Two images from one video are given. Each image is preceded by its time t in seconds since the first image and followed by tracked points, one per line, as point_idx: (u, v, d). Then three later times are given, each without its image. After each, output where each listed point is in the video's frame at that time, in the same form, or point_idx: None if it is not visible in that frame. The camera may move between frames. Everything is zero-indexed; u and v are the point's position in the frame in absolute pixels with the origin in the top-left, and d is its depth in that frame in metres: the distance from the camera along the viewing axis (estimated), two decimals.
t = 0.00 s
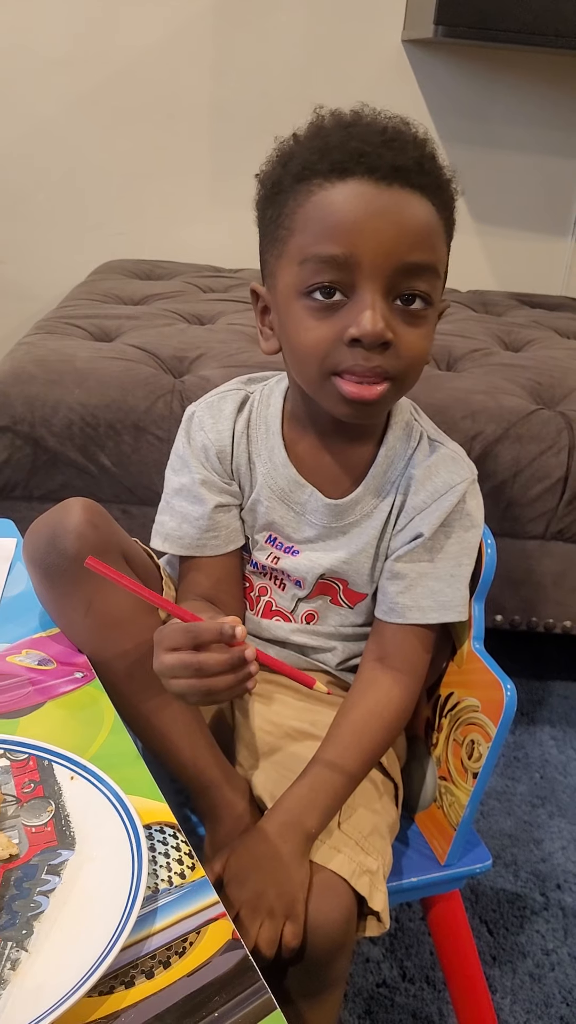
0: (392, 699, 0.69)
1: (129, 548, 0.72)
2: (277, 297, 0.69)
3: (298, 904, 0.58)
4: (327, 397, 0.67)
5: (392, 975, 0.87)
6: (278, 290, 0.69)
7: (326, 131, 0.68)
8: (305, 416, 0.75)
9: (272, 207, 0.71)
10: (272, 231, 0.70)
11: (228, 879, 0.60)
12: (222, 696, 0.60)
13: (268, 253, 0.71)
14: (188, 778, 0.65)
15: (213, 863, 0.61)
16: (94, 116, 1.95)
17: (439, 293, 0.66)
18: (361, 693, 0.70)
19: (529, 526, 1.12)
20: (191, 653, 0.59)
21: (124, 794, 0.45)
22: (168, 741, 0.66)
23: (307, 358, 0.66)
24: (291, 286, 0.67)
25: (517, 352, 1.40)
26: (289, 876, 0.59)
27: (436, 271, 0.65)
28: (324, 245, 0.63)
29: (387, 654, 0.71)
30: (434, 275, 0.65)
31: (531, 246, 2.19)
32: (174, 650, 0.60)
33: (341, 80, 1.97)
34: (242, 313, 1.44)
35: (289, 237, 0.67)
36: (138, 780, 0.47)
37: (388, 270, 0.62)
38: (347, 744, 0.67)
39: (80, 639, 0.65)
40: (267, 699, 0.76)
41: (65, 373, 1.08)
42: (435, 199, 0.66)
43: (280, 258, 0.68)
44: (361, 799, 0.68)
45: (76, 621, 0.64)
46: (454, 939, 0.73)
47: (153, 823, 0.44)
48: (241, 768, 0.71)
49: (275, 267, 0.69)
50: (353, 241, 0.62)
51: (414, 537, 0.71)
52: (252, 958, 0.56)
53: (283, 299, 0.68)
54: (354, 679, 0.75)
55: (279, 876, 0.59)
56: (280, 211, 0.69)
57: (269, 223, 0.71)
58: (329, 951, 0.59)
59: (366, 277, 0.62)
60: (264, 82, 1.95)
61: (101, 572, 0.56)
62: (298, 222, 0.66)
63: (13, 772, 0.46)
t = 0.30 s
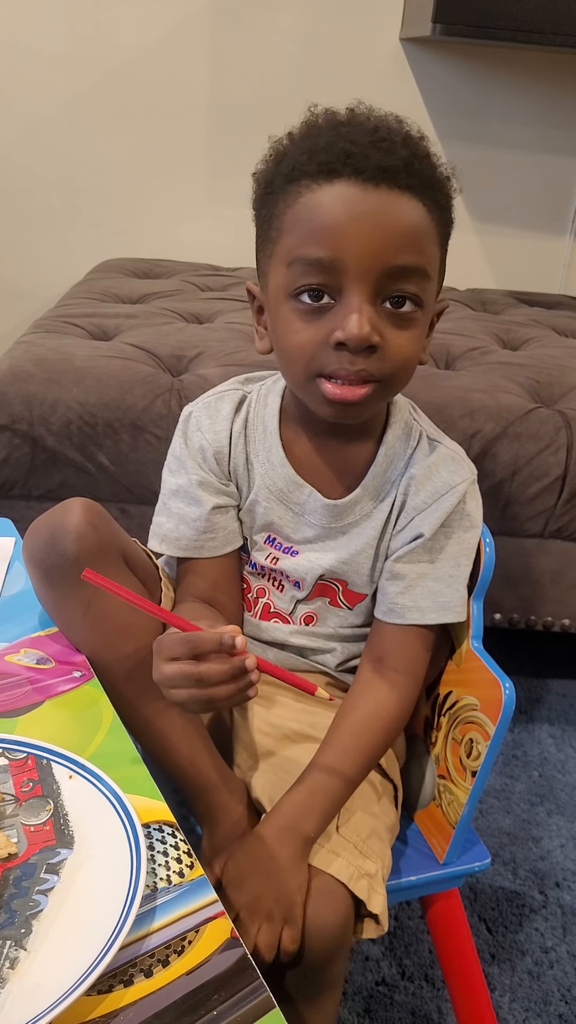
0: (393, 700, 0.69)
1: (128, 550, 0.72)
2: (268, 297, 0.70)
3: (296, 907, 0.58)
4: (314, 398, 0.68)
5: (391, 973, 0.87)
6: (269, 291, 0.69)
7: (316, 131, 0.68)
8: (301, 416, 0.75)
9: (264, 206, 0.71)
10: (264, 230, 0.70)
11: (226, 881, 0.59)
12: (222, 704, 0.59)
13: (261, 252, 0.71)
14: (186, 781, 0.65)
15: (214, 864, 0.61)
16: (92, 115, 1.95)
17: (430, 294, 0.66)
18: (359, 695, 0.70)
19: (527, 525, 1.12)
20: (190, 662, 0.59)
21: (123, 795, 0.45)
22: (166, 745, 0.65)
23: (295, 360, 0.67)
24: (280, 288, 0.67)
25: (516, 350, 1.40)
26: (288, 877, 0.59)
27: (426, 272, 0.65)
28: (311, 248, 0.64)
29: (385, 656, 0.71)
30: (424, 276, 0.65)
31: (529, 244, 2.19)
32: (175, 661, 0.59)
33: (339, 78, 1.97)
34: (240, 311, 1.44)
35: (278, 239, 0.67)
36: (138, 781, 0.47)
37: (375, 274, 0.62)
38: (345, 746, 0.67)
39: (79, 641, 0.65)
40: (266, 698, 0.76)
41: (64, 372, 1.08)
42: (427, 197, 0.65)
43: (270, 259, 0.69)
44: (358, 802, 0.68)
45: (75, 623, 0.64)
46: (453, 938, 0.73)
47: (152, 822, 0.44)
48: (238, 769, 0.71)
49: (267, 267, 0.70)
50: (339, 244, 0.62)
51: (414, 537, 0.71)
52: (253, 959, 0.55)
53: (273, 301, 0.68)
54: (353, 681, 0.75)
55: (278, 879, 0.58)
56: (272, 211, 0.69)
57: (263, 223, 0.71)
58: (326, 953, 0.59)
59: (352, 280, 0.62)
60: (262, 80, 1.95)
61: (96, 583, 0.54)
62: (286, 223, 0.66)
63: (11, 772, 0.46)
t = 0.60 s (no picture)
0: (391, 698, 0.69)
1: (126, 544, 0.72)
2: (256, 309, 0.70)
3: (299, 910, 0.58)
4: (296, 416, 0.69)
5: (391, 971, 0.87)
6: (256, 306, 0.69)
7: (299, 141, 0.65)
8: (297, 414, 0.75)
9: (252, 212, 0.69)
10: (253, 236, 0.70)
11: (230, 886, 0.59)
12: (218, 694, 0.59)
13: (250, 255, 0.70)
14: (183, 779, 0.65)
15: (215, 870, 0.61)
16: (90, 113, 1.95)
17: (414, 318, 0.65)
18: (358, 692, 0.70)
19: (526, 523, 1.12)
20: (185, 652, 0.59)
21: (121, 792, 0.45)
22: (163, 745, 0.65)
23: (278, 380, 0.68)
24: (264, 307, 0.67)
25: (514, 348, 1.40)
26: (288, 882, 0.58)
27: (409, 298, 0.64)
28: (289, 281, 0.63)
29: (382, 654, 0.71)
30: (406, 303, 0.63)
31: (527, 242, 2.19)
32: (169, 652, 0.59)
33: (337, 77, 1.96)
34: (239, 310, 1.44)
35: (262, 259, 0.67)
36: (137, 779, 0.47)
37: (353, 311, 0.62)
38: (342, 742, 0.67)
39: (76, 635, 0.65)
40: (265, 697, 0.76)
41: (62, 371, 1.08)
42: (410, 222, 0.62)
43: (257, 273, 0.68)
44: (358, 801, 0.68)
45: (71, 616, 0.64)
46: (452, 936, 0.73)
47: (151, 821, 0.44)
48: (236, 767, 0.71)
49: (255, 274, 0.69)
50: (316, 283, 0.62)
51: (409, 531, 0.71)
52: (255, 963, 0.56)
53: (259, 318, 0.69)
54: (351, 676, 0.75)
55: (279, 882, 0.58)
56: (258, 221, 0.68)
57: (252, 229, 0.70)
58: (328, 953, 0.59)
59: (332, 316, 0.62)
60: (260, 77, 1.94)
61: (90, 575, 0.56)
62: (268, 246, 0.65)
63: (10, 771, 0.45)
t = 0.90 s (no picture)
0: (390, 701, 0.69)
1: (127, 547, 0.72)
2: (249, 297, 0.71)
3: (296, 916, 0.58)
4: (284, 404, 0.69)
5: (391, 970, 0.87)
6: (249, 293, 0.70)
7: (292, 133, 0.66)
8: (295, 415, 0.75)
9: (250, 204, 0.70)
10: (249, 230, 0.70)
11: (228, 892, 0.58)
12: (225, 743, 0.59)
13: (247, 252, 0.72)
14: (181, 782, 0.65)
15: (215, 870, 0.60)
16: (88, 112, 1.94)
17: (401, 301, 0.64)
18: (357, 695, 0.70)
19: (525, 522, 1.12)
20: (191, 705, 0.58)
21: (121, 793, 0.45)
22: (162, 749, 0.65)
23: (266, 364, 0.68)
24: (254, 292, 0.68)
25: (513, 347, 1.39)
26: (282, 890, 0.58)
27: (394, 281, 0.63)
28: (275, 259, 0.63)
29: (380, 658, 0.71)
30: (391, 285, 0.63)
31: (525, 241, 2.19)
32: (176, 705, 0.59)
33: (334, 75, 1.96)
34: (238, 310, 1.44)
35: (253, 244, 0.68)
36: (137, 780, 0.47)
37: (336, 286, 0.62)
38: (342, 748, 0.67)
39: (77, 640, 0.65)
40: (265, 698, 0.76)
41: (61, 370, 1.08)
42: (397, 203, 0.63)
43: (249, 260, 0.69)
44: (358, 805, 0.68)
45: (72, 621, 0.64)
46: (453, 936, 0.73)
47: (151, 821, 0.44)
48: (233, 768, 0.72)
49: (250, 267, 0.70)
50: (300, 258, 0.62)
51: (409, 536, 0.71)
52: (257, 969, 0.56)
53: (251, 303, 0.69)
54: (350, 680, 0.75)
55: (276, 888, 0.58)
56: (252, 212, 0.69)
57: (252, 226, 0.71)
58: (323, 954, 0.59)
59: (315, 291, 0.62)
60: (258, 76, 1.94)
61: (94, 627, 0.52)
62: (259, 229, 0.66)
63: (10, 772, 0.45)
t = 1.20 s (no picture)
0: (387, 702, 0.69)
1: (126, 550, 0.72)
2: (250, 291, 0.70)
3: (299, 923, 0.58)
4: (293, 386, 0.68)
5: (390, 971, 0.87)
6: (250, 286, 0.70)
7: (291, 127, 0.68)
8: (293, 414, 0.75)
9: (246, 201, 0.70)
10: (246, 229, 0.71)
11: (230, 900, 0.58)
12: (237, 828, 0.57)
13: (244, 253, 0.72)
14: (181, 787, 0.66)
15: (215, 878, 0.60)
16: (85, 113, 1.94)
17: (407, 278, 0.66)
18: (357, 697, 0.70)
19: (522, 522, 1.12)
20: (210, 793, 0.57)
21: (119, 795, 0.45)
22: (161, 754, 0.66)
23: (274, 346, 0.67)
24: (258, 279, 0.68)
25: (510, 347, 1.40)
26: (288, 897, 0.58)
27: (402, 255, 0.65)
28: (284, 235, 0.64)
29: (377, 659, 0.71)
30: (400, 259, 0.64)
31: (523, 241, 2.19)
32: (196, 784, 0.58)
33: (332, 75, 1.96)
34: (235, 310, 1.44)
35: (256, 232, 0.68)
36: (135, 781, 0.47)
37: (349, 256, 0.62)
38: (341, 753, 0.66)
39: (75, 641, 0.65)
40: (263, 701, 0.76)
41: (59, 371, 1.08)
42: (399, 183, 0.65)
43: (250, 256, 0.70)
44: (356, 809, 0.68)
45: (69, 624, 0.65)
46: (451, 936, 0.73)
47: (149, 824, 0.44)
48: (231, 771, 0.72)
49: (247, 259, 0.70)
50: (311, 229, 0.62)
51: (405, 536, 0.71)
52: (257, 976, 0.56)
53: (253, 292, 0.69)
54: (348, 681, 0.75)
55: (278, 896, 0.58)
56: (250, 208, 0.69)
57: (243, 225, 0.72)
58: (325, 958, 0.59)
59: (328, 263, 0.62)
60: (255, 76, 1.94)
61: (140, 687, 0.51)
62: (261, 215, 0.67)
63: (8, 774, 0.46)
